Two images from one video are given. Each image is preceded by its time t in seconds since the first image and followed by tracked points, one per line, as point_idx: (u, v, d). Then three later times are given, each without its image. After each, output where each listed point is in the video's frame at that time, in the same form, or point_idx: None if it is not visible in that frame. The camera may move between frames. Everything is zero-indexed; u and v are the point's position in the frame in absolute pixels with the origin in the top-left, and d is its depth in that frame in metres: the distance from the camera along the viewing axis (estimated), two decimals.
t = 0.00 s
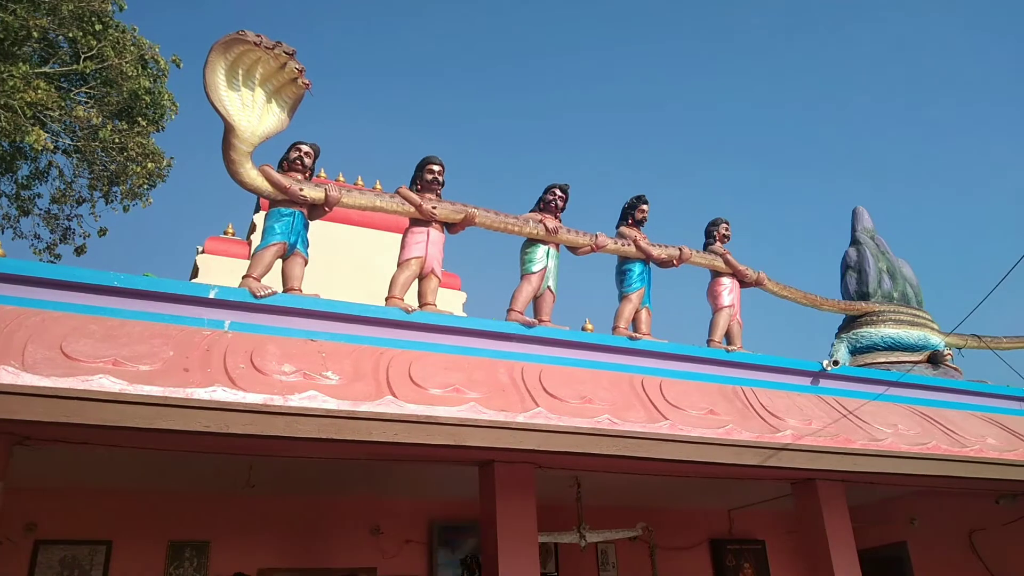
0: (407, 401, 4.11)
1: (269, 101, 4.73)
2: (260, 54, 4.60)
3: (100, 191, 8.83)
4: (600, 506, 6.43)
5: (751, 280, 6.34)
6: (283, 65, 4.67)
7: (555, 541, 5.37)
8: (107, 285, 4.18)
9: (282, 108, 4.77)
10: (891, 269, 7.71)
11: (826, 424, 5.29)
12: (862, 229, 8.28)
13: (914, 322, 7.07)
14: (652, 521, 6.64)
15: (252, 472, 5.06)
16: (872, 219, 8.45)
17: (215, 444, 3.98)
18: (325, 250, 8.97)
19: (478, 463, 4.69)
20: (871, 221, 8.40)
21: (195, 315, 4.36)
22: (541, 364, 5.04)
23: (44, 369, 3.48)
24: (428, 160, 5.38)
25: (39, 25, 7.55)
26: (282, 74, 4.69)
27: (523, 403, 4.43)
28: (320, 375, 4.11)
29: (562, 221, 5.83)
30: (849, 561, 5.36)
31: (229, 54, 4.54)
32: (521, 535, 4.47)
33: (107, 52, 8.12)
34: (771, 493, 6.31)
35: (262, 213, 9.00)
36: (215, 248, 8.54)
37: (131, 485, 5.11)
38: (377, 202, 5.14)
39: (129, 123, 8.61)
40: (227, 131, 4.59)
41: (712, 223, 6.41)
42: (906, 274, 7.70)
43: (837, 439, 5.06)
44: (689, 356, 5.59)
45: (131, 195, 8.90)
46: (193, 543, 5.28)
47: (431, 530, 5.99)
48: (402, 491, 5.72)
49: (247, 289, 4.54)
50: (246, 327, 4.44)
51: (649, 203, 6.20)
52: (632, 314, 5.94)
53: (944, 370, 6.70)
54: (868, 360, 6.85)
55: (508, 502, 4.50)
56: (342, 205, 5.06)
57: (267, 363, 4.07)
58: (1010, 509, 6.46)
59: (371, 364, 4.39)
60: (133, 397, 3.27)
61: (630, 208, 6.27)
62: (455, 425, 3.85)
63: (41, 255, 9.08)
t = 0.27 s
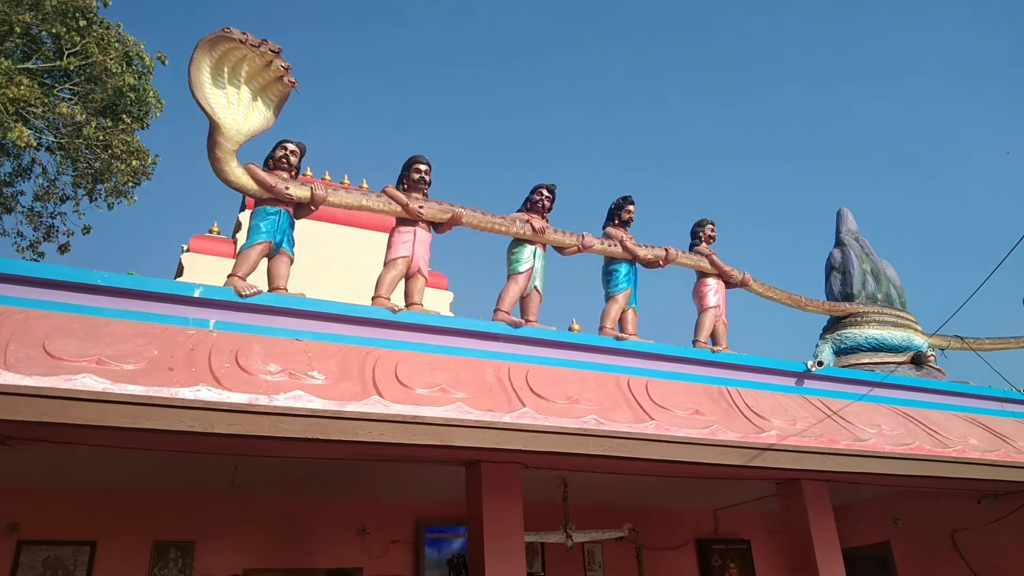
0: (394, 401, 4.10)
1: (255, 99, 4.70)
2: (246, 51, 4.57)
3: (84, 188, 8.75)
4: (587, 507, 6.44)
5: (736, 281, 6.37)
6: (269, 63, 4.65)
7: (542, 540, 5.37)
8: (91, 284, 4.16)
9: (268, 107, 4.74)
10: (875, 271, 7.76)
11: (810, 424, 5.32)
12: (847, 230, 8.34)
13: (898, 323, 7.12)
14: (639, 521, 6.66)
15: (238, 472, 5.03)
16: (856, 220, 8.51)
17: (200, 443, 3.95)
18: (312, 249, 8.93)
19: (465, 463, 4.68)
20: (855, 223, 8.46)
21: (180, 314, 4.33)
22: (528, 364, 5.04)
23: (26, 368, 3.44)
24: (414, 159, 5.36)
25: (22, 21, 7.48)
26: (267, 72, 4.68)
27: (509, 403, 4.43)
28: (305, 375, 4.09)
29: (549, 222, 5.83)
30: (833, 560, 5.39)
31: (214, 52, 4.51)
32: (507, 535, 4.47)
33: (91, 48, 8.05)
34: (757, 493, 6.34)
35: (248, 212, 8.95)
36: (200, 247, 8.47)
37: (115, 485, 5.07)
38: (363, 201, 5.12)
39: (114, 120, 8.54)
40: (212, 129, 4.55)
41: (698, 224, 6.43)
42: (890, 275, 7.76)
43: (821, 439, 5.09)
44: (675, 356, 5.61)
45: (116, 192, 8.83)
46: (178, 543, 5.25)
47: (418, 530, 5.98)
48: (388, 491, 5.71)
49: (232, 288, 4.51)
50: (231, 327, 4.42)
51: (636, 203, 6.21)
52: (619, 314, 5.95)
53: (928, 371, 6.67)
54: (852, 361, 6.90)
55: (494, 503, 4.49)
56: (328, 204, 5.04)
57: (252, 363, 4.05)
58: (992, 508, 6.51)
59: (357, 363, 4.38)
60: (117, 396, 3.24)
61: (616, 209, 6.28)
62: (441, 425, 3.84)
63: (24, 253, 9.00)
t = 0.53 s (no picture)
0: (385, 398, 4.09)
1: (249, 94, 4.68)
2: (239, 46, 4.56)
3: (75, 182, 8.69)
4: (578, 505, 6.44)
5: (728, 281, 6.39)
6: (263, 58, 4.64)
7: (533, 538, 5.37)
8: (82, 278, 4.14)
9: (262, 102, 4.72)
10: (867, 272, 7.79)
11: (801, 425, 5.34)
12: (839, 232, 8.37)
13: (889, 324, 7.15)
14: (630, 520, 6.67)
15: (228, 468, 5.02)
16: (849, 222, 8.53)
17: (190, 439, 3.94)
18: (305, 245, 8.91)
19: (456, 461, 4.68)
20: (848, 224, 8.48)
21: (171, 309, 4.32)
22: (520, 363, 5.04)
23: (16, 361, 3.42)
24: (408, 156, 5.35)
25: (15, 13, 7.44)
26: (261, 67, 4.66)
27: (501, 401, 4.42)
28: (297, 372, 4.08)
29: (543, 220, 5.83)
30: (822, 560, 5.41)
31: (208, 47, 4.49)
32: (497, 534, 4.47)
33: (84, 41, 8.02)
34: (747, 493, 6.36)
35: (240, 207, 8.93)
36: (193, 242, 8.44)
37: (105, 480, 5.05)
38: (357, 198, 5.11)
39: (107, 114, 8.49)
40: (205, 123, 4.53)
41: (691, 224, 6.44)
42: (882, 277, 7.78)
43: (812, 440, 5.10)
44: (668, 356, 5.62)
45: (108, 186, 8.78)
46: (168, 539, 5.23)
47: (408, 527, 5.98)
48: (379, 488, 5.70)
49: (224, 284, 4.50)
50: (223, 322, 4.40)
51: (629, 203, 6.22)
52: (612, 313, 5.96)
53: (918, 373, 6.77)
54: (843, 362, 6.93)
55: (485, 501, 4.49)
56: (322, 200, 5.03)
57: (244, 359, 4.03)
58: (981, 509, 6.56)
59: (349, 360, 4.37)
60: (107, 391, 3.23)
61: (610, 208, 6.28)
62: (433, 422, 3.84)
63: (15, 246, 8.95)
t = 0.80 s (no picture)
0: (375, 396, 4.08)
1: (241, 89, 4.67)
2: (232, 41, 4.54)
3: (65, 176, 8.62)
4: (567, 504, 6.45)
5: (719, 282, 6.41)
6: (256, 54, 4.62)
7: (522, 536, 5.37)
8: (72, 272, 4.12)
9: (254, 97, 4.71)
10: (856, 274, 7.83)
11: (790, 426, 5.36)
12: (829, 233, 8.40)
13: (878, 326, 7.19)
14: (618, 519, 6.69)
15: (217, 464, 5.00)
16: (839, 224, 8.57)
17: (179, 434, 3.93)
18: (296, 241, 8.89)
19: (446, 459, 4.68)
20: (838, 226, 8.52)
21: (161, 304, 4.30)
22: (511, 361, 5.04)
23: (4, 356, 3.39)
24: (401, 153, 5.35)
25: (5, 5, 7.41)
26: (254, 62, 4.64)
27: (491, 399, 4.42)
28: (287, 368, 4.07)
29: (535, 219, 5.84)
30: (809, 561, 5.44)
31: (200, 41, 4.47)
32: (487, 532, 4.47)
33: (75, 34, 7.98)
34: (736, 493, 6.39)
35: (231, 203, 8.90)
36: (183, 237, 8.41)
37: (92, 476, 5.02)
38: (349, 194, 5.10)
39: (98, 107, 8.42)
40: (197, 118, 4.52)
41: (682, 224, 6.46)
42: (871, 279, 7.83)
43: (800, 440, 5.12)
44: (658, 355, 5.63)
45: (99, 180, 8.72)
46: (156, 535, 5.21)
47: (397, 525, 5.97)
48: (369, 485, 5.69)
49: (214, 279, 4.48)
50: (213, 318, 4.39)
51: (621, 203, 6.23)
52: (602, 313, 5.97)
53: (905, 375, 6.80)
54: (832, 363, 6.96)
55: (474, 499, 4.49)
56: (313, 196, 5.01)
57: (233, 355, 4.02)
58: (968, 511, 6.58)
59: (339, 357, 4.36)
60: (96, 386, 3.21)
61: (602, 207, 6.29)
62: (423, 420, 3.84)
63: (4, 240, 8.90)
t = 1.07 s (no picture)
0: (359, 394, 4.07)
1: (227, 86, 4.64)
2: (218, 38, 4.51)
3: (48, 172, 8.53)
4: (551, 503, 6.47)
5: (704, 282, 6.44)
6: (243, 50, 4.60)
7: (506, 535, 5.38)
8: (53, 269, 4.09)
9: (240, 94, 4.68)
10: (840, 275, 7.89)
11: (773, 424, 5.39)
12: (814, 234, 8.46)
13: (861, 326, 7.25)
14: (602, 518, 6.71)
15: (200, 463, 4.98)
16: (823, 224, 8.63)
17: (161, 433, 3.91)
18: (281, 239, 8.86)
19: (430, 458, 4.69)
20: (823, 227, 8.58)
21: (144, 302, 4.28)
22: (496, 360, 5.05)
23: None
24: (387, 152, 5.34)
25: None
26: (240, 59, 4.63)
27: (476, 398, 4.42)
28: (270, 367, 4.06)
29: (521, 218, 5.84)
30: (791, 559, 5.48)
31: (187, 38, 4.44)
32: (470, 531, 4.48)
33: (60, 29, 7.88)
34: (719, 491, 6.42)
35: (216, 200, 8.86)
36: (169, 237, 8.36)
37: (73, 475, 4.99)
38: (334, 192, 5.09)
39: (82, 103, 8.37)
40: (182, 115, 4.49)
41: (668, 224, 6.48)
42: (855, 279, 7.89)
43: (782, 439, 5.15)
44: (643, 355, 5.66)
45: (82, 176, 8.68)
46: (137, 535, 5.18)
47: (381, 524, 5.97)
48: (352, 484, 5.69)
49: (198, 277, 4.47)
50: (196, 316, 4.37)
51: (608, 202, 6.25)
52: (588, 312, 5.99)
53: (888, 374, 6.81)
54: (815, 363, 7.01)
55: (459, 498, 4.50)
56: (298, 194, 5.00)
57: (217, 353, 4.00)
58: (948, 509, 6.66)
59: (323, 356, 4.35)
60: (77, 384, 3.19)
61: (588, 207, 6.31)
62: (407, 419, 3.84)
63: None
